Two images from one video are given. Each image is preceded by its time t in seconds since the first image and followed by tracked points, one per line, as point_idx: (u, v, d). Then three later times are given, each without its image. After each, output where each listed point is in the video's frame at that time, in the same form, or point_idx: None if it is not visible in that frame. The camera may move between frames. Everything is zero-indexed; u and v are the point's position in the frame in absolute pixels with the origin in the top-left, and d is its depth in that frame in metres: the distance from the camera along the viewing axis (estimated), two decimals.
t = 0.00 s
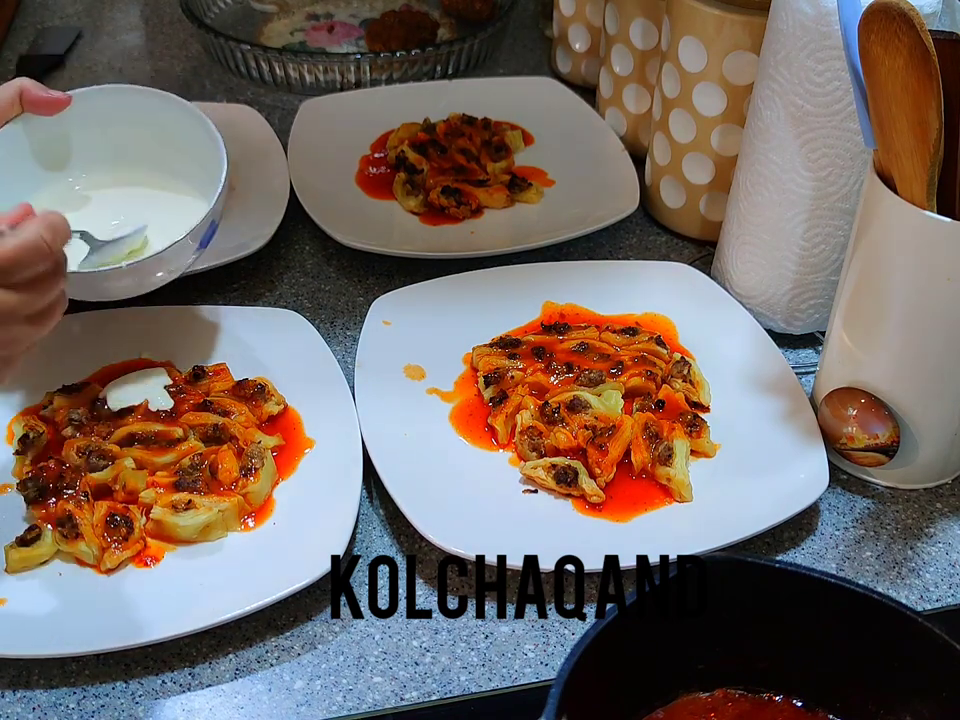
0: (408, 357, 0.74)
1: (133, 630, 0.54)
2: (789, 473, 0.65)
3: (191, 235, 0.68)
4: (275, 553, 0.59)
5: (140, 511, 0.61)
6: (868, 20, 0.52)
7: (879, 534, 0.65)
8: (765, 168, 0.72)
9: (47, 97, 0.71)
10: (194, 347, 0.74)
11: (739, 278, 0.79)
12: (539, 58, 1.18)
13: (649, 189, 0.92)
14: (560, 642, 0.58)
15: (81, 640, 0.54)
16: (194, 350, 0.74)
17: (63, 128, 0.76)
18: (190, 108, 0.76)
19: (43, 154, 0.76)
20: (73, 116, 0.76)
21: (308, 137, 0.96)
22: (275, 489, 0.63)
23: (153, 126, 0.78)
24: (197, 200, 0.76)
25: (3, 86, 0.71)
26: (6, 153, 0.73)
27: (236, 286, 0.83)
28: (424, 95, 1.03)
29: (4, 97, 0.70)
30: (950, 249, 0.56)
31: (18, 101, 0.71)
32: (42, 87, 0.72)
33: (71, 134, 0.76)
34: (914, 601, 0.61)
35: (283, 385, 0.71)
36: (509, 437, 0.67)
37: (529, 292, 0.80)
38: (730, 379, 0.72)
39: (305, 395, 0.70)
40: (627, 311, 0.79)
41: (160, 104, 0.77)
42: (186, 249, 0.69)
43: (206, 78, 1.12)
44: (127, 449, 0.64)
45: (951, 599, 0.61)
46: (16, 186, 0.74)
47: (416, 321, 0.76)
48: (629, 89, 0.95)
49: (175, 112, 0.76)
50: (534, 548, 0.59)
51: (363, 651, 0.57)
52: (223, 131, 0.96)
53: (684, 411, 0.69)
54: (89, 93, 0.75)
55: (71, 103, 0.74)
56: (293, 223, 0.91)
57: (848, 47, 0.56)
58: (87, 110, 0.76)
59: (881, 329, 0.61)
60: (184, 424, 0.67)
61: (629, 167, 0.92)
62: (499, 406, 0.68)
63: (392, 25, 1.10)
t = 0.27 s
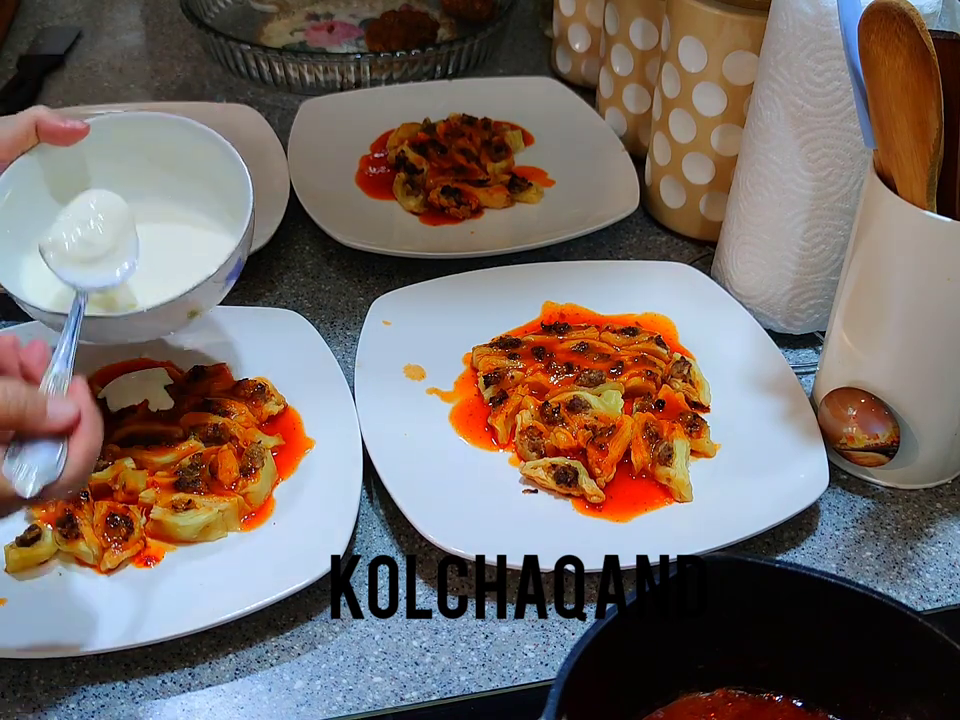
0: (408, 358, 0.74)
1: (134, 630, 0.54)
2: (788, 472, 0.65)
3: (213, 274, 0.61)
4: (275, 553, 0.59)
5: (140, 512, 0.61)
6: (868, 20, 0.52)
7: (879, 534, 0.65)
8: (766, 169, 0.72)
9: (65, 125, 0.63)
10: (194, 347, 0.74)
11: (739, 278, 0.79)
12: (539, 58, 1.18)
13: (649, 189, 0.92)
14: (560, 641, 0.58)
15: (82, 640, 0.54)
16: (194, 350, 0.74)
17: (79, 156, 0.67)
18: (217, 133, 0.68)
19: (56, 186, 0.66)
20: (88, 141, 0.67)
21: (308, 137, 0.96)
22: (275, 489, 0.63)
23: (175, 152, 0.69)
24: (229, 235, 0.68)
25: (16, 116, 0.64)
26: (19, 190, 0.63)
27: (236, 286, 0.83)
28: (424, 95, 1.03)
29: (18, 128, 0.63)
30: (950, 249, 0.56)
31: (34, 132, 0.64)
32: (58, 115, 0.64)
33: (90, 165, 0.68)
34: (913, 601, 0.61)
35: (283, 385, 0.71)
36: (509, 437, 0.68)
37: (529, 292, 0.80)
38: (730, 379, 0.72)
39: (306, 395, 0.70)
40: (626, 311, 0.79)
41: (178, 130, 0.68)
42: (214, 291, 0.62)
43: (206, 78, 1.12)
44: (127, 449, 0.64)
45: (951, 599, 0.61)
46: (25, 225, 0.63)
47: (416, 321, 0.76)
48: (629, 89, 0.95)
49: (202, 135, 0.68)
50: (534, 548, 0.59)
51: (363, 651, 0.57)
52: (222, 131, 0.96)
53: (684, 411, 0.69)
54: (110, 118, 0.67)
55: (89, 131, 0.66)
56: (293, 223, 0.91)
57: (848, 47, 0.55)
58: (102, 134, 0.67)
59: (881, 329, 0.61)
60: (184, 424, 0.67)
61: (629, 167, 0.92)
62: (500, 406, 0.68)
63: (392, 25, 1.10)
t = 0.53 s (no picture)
0: (408, 357, 0.74)
1: (134, 630, 0.54)
2: (789, 472, 0.65)
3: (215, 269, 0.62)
4: (274, 553, 0.59)
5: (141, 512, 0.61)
6: (868, 20, 0.52)
7: (879, 534, 0.65)
8: (766, 169, 0.72)
9: (60, 136, 0.65)
10: (194, 347, 0.74)
11: (739, 279, 0.79)
12: (539, 58, 1.18)
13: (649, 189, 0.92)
14: (560, 641, 0.58)
15: (81, 640, 0.54)
16: (194, 350, 0.74)
17: (76, 166, 0.68)
18: (213, 142, 0.69)
19: (54, 197, 0.67)
20: (85, 151, 0.68)
21: (307, 138, 0.96)
22: (275, 489, 0.63)
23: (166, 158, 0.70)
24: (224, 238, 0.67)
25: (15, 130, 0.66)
26: (16, 199, 0.64)
27: (236, 286, 0.83)
28: (424, 95, 1.03)
29: (14, 140, 0.65)
30: (950, 250, 0.56)
31: (30, 143, 0.66)
32: (53, 128, 0.66)
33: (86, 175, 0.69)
34: (913, 601, 0.61)
35: (283, 385, 0.71)
36: (509, 437, 0.68)
37: (529, 292, 0.80)
38: (730, 379, 0.72)
39: (305, 395, 0.70)
40: (626, 311, 0.79)
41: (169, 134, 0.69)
42: (214, 286, 0.63)
43: (206, 78, 1.12)
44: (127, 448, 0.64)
45: (951, 599, 0.61)
46: (23, 235, 0.64)
47: (416, 321, 0.76)
48: (629, 89, 0.95)
49: (197, 145, 0.69)
50: (534, 548, 0.59)
51: (363, 651, 0.57)
52: (222, 131, 0.96)
53: (684, 411, 0.69)
54: (107, 129, 0.68)
55: (85, 141, 0.67)
56: (293, 223, 0.91)
57: (848, 47, 0.55)
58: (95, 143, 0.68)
59: (881, 329, 0.61)
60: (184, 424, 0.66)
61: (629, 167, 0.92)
62: (499, 406, 0.68)
63: (392, 25, 1.10)
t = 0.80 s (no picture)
0: (408, 358, 0.74)
1: (134, 630, 0.54)
2: (789, 473, 0.65)
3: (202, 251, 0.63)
4: (274, 553, 0.59)
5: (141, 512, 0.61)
6: (868, 20, 0.52)
7: (879, 534, 0.65)
8: (765, 169, 0.72)
9: (47, 118, 0.67)
10: (193, 347, 0.74)
11: (739, 278, 0.79)
12: (539, 58, 1.18)
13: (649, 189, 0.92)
14: (560, 642, 0.58)
15: (81, 640, 0.54)
16: (194, 350, 0.74)
17: (62, 149, 0.69)
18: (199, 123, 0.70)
19: (41, 179, 0.68)
20: (71, 133, 0.69)
21: (307, 138, 0.95)
22: (275, 489, 0.63)
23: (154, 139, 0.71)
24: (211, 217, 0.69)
25: None
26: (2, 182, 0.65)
27: (236, 286, 0.83)
28: (424, 95, 1.03)
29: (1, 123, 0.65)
30: (950, 249, 0.56)
31: (15, 126, 0.66)
32: (36, 108, 0.67)
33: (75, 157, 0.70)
34: (913, 601, 0.61)
35: (283, 385, 0.71)
36: (509, 437, 0.68)
37: (529, 291, 0.80)
38: (730, 379, 0.72)
39: (306, 396, 0.70)
40: (626, 311, 0.79)
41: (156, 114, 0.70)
42: (202, 267, 0.64)
43: (206, 78, 1.12)
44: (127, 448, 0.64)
45: (951, 599, 0.61)
46: (10, 218, 0.65)
47: (416, 320, 0.76)
48: (629, 89, 0.95)
49: (183, 127, 0.70)
50: (534, 548, 0.59)
51: (363, 651, 0.57)
52: (222, 131, 0.96)
53: (684, 411, 0.69)
54: (93, 110, 0.69)
55: (70, 124, 0.69)
56: (292, 223, 0.91)
57: (848, 47, 0.55)
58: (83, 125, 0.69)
59: (880, 329, 0.61)
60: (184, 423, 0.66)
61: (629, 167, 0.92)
62: (499, 406, 0.68)
63: (392, 25, 1.10)
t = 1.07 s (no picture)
0: (408, 358, 0.74)
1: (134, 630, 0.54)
2: (789, 473, 0.65)
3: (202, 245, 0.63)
4: (274, 554, 0.59)
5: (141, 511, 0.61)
6: (868, 20, 0.52)
7: (880, 534, 0.65)
8: (765, 169, 0.72)
9: (44, 113, 0.66)
10: (194, 347, 0.74)
11: (739, 278, 0.79)
12: (539, 58, 1.18)
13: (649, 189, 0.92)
14: (560, 642, 0.58)
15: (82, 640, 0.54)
16: (195, 350, 0.74)
17: (58, 144, 0.69)
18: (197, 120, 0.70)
19: (37, 175, 0.68)
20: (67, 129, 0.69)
21: (307, 138, 0.95)
22: (275, 489, 0.63)
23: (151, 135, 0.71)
24: (211, 215, 0.69)
25: None
26: None
27: (236, 286, 0.83)
28: (424, 95, 1.03)
29: None
30: (951, 250, 0.56)
31: (12, 120, 0.65)
32: (34, 103, 0.66)
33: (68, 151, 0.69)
34: (914, 601, 0.61)
35: (283, 385, 0.71)
36: (509, 437, 0.67)
37: (529, 291, 0.80)
38: (730, 379, 0.72)
39: (306, 395, 0.70)
40: (627, 311, 0.79)
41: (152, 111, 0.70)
42: (200, 263, 0.64)
43: (206, 78, 1.12)
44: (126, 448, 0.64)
45: (951, 599, 0.61)
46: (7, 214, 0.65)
47: (416, 321, 0.76)
48: (629, 89, 0.95)
49: (181, 123, 0.70)
50: (534, 548, 0.59)
51: (363, 651, 0.57)
52: (222, 131, 0.96)
53: (684, 411, 0.69)
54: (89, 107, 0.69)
55: (67, 119, 0.68)
56: (292, 223, 0.91)
57: (848, 47, 0.55)
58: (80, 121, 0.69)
59: (880, 329, 0.61)
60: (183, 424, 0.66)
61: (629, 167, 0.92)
62: (499, 406, 0.68)
63: (392, 25, 1.10)
